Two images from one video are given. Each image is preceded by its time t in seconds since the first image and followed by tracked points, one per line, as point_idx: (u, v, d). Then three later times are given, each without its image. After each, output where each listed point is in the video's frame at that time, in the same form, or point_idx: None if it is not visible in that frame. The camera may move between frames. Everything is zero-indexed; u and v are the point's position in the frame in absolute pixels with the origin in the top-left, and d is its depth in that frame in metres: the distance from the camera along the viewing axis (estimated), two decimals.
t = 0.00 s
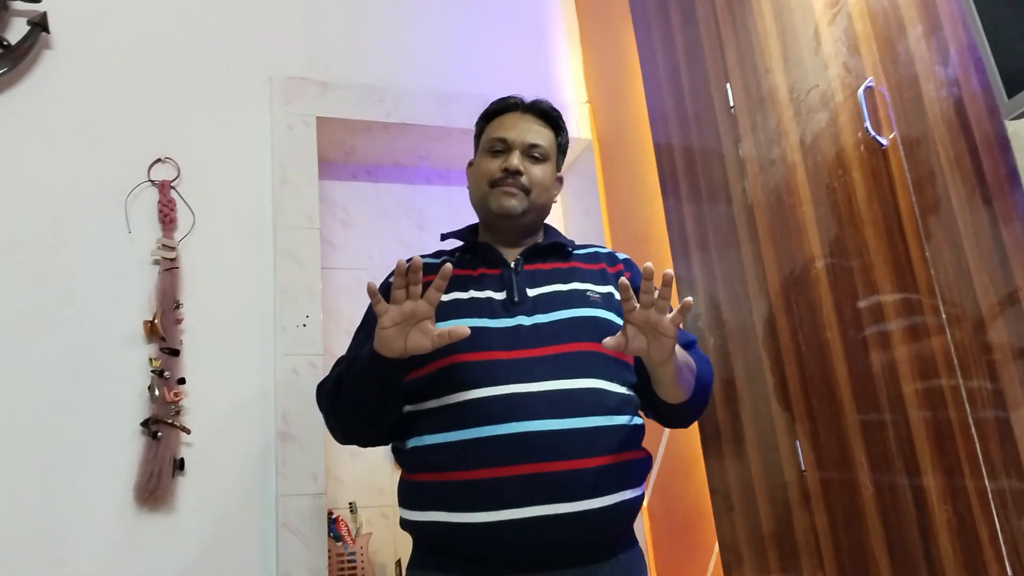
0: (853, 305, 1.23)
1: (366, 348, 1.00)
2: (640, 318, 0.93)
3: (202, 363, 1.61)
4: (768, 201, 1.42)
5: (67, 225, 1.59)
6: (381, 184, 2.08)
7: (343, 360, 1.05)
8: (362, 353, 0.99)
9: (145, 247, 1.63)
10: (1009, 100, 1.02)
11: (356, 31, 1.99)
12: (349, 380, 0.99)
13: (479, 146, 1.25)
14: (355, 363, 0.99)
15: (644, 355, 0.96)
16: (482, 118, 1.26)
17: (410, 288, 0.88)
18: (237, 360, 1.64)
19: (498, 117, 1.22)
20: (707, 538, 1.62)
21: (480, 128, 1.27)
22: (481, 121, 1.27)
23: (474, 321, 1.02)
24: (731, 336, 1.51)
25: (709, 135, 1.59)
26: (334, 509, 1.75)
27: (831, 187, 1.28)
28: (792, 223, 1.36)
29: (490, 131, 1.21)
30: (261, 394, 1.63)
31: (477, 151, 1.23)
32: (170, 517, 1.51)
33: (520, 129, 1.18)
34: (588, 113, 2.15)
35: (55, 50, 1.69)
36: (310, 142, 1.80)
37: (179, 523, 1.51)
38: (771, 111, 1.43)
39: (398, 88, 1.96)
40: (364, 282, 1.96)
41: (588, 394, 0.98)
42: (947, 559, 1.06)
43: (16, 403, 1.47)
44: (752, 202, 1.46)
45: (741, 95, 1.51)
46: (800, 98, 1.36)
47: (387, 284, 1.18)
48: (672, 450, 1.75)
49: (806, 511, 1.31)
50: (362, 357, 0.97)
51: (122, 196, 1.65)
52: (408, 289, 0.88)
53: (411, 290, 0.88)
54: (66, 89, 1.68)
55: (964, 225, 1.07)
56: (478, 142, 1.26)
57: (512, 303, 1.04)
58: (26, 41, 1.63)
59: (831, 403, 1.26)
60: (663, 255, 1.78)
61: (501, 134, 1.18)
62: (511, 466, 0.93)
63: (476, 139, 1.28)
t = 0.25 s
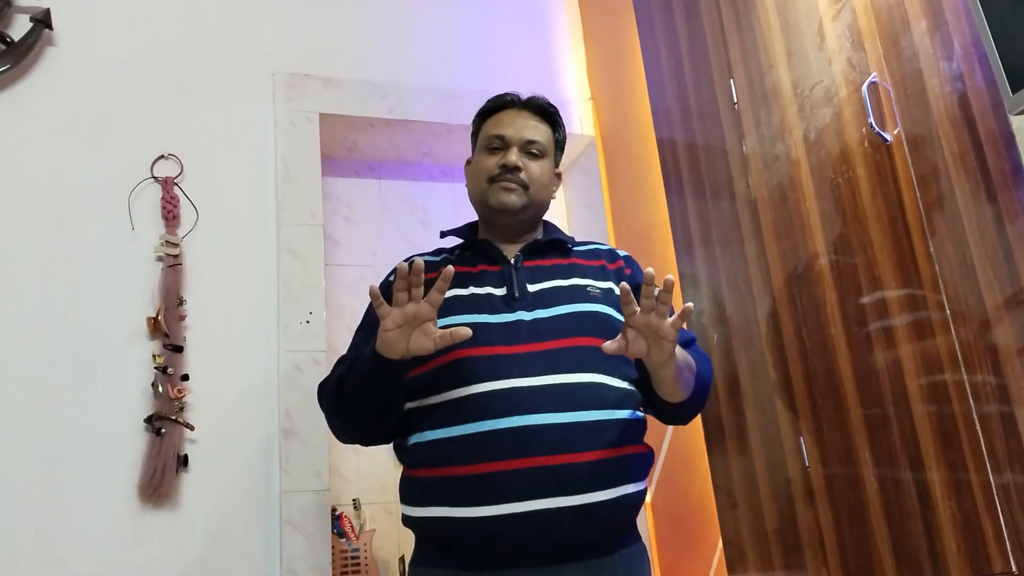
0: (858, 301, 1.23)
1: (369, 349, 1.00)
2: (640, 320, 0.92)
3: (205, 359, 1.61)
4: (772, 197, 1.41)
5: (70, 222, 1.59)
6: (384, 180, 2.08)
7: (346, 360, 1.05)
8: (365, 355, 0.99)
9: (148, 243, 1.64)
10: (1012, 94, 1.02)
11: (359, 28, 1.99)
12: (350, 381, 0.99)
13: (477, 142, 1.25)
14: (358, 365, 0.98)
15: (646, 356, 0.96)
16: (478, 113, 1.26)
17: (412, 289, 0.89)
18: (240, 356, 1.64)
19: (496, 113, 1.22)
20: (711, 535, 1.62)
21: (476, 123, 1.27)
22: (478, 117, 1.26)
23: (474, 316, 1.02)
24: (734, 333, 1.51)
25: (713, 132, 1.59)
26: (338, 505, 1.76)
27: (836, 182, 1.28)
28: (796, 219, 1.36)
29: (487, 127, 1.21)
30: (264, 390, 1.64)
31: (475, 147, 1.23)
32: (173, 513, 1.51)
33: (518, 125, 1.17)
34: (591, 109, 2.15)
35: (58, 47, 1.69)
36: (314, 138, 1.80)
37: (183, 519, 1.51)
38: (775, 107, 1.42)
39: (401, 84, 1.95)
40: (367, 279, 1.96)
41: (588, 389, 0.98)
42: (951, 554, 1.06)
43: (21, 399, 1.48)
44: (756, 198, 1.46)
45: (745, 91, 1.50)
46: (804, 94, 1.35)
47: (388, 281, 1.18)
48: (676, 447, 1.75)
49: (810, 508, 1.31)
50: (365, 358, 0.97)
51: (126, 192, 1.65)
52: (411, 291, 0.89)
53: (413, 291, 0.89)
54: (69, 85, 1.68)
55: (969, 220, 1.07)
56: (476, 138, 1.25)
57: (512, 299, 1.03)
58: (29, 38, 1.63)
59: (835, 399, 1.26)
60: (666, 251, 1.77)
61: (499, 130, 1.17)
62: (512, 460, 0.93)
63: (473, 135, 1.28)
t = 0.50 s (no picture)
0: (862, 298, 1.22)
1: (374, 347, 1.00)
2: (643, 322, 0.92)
3: (208, 356, 1.61)
4: (775, 194, 1.41)
5: (74, 219, 1.60)
6: (388, 177, 2.08)
7: (350, 358, 1.05)
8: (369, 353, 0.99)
9: (151, 240, 1.64)
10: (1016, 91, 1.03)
11: (362, 25, 1.99)
12: (355, 379, 0.98)
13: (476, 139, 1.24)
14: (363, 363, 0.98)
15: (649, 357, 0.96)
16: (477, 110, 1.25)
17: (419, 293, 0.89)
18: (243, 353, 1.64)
19: (495, 111, 1.21)
20: (715, 532, 1.62)
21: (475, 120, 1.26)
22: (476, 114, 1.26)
23: (476, 313, 1.02)
24: (738, 330, 1.51)
25: (716, 128, 1.58)
26: (341, 502, 1.76)
27: (840, 179, 1.27)
28: (801, 216, 1.35)
29: (487, 125, 1.20)
30: (268, 387, 1.64)
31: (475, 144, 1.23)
32: (177, 509, 1.51)
33: (518, 123, 1.17)
34: (594, 106, 2.14)
35: (62, 44, 1.70)
36: (317, 135, 1.80)
37: (187, 516, 1.52)
38: (779, 104, 1.42)
39: (404, 81, 1.95)
40: (370, 276, 1.96)
41: (592, 385, 0.98)
42: (955, 550, 1.06)
43: (25, 396, 1.48)
44: (759, 195, 1.46)
45: (749, 88, 1.50)
46: (808, 90, 1.35)
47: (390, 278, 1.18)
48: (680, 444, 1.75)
49: (814, 505, 1.30)
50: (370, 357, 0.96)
51: (129, 189, 1.65)
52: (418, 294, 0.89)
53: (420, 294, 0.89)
54: (73, 82, 1.68)
55: (972, 216, 1.08)
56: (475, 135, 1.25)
57: (515, 296, 1.03)
58: (33, 35, 1.63)
59: (839, 396, 1.25)
60: (670, 248, 1.77)
61: (499, 129, 1.17)
62: (516, 456, 0.93)
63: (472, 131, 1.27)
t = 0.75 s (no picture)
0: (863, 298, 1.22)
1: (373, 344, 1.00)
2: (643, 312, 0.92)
3: (211, 355, 1.62)
4: (777, 193, 1.41)
5: (78, 218, 1.60)
6: (390, 176, 2.08)
7: (348, 352, 1.05)
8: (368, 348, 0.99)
9: (154, 239, 1.64)
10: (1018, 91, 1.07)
11: (364, 24, 1.99)
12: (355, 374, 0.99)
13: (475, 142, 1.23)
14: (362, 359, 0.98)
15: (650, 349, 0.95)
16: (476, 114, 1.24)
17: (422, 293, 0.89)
18: (246, 352, 1.64)
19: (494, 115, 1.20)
20: (717, 531, 1.62)
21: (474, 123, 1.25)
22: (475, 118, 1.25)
23: (478, 309, 1.02)
24: (739, 329, 1.51)
25: (718, 128, 1.58)
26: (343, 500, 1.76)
27: (841, 178, 1.28)
28: (802, 215, 1.36)
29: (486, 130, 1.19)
30: (270, 386, 1.64)
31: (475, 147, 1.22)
32: (180, 507, 1.52)
33: (518, 128, 1.16)
34: (595, 106, 2.15)
35: (65, 44, 1.70)
36: (319, 135, 1.80)
37: (190, 514, 1.52)
38: (781, 104, 1.42)
39: (406, 81, 1.96)
40: (372, 274, 1.96)
41: (593, 380, 0.99)
42: (956, 548, 1.07)
43: (28, 394, 1.49)
44: (760, 194, 1.46)
45: (750, 88, 1.50)
46: (809, 90, 1.35)
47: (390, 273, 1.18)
48: (681, 443, 1.75)
49: (814, 504, 1.31)
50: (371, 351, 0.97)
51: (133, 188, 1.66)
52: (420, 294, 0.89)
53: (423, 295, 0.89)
54: (76, 82, 1.68)
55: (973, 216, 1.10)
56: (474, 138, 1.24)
57: (517, 292, 1.04)
58: (36, 35, 1.64)
59: (840, 395, 1.26)
60: (672, 247, 1.77)
61: (499, 135, 1.16)
62: (518, 452, 0.93)
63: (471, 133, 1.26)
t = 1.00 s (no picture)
0: (863, 296, 1.22)
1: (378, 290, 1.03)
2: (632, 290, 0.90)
3: (212, 352, 1.62)
4: (777, 191, 1.41)
5: (80, 216, 1.60)
6: (391, 174, 2.09)
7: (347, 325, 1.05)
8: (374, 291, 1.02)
9: (156, 236, 1.64)
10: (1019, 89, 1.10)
11: (365, 22, 1.99)
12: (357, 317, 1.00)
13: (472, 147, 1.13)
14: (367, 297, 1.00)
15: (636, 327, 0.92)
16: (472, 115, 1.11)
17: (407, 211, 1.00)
18: (247, 349, 1.65)
19: (490, 122, 1.10)
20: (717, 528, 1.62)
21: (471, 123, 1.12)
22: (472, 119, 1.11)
23: (478, 314, 1.02)
24: (740, 327, 1.51)
25: (718, 126, 1.59)
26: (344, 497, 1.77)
27: (841, 176, 1.28)
28: (803, 214, 1.36)
29: (483, 138, 1.10)
30: (271, 383, 1.64)
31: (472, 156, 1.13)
32: (181, 504, 1.52)
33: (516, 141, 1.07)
34: (597, 103, 2.15)
35: (67, 41, 1.70)
36: (321, 132, 1.80)
37: (191, 511, 1.52)
38: (781, 102, 1.42)
39: (407, 78, 1.96)
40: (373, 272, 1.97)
41: (591, 388, 0.97)
42: (955, 545, 1.08)
43: (31, 391, 1.49)
44: (760, 192, 1.46)
45: (751, 86, 1.50)
46: (810, 88, 1.35)
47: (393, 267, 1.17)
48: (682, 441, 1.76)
49: (814, 502, 1.31)
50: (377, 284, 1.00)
51: (134, 185, 1.66)
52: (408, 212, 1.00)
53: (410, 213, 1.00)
54: (78, 79, 1.68)
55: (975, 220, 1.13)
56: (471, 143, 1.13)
57: (518, 298, 1.03)
58: (38, 32, 1.64)
59: (840, 393, 1.26)
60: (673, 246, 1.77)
61: (495, 148, 1.07)
62: (517, 458, 0.93)
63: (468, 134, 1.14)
